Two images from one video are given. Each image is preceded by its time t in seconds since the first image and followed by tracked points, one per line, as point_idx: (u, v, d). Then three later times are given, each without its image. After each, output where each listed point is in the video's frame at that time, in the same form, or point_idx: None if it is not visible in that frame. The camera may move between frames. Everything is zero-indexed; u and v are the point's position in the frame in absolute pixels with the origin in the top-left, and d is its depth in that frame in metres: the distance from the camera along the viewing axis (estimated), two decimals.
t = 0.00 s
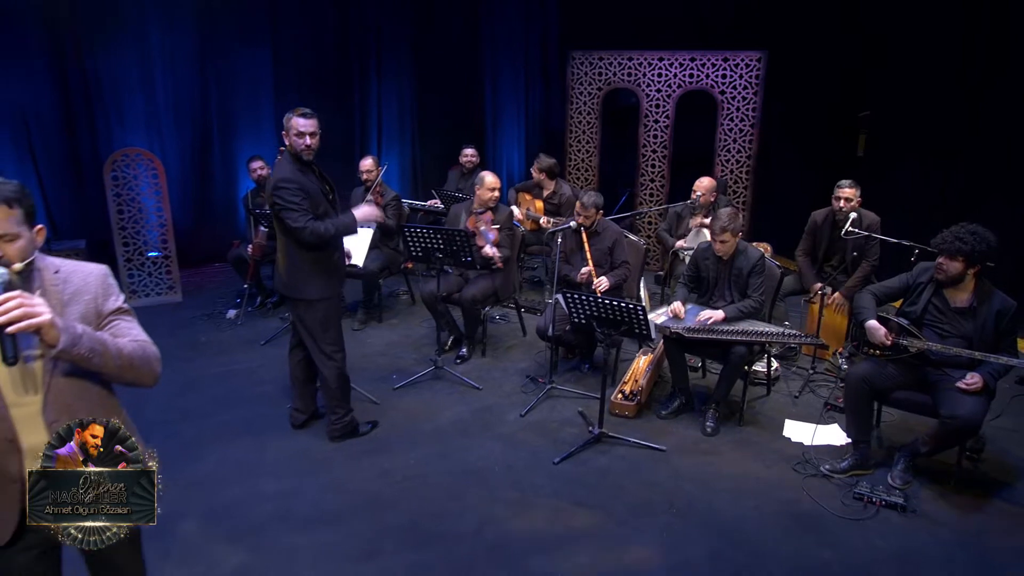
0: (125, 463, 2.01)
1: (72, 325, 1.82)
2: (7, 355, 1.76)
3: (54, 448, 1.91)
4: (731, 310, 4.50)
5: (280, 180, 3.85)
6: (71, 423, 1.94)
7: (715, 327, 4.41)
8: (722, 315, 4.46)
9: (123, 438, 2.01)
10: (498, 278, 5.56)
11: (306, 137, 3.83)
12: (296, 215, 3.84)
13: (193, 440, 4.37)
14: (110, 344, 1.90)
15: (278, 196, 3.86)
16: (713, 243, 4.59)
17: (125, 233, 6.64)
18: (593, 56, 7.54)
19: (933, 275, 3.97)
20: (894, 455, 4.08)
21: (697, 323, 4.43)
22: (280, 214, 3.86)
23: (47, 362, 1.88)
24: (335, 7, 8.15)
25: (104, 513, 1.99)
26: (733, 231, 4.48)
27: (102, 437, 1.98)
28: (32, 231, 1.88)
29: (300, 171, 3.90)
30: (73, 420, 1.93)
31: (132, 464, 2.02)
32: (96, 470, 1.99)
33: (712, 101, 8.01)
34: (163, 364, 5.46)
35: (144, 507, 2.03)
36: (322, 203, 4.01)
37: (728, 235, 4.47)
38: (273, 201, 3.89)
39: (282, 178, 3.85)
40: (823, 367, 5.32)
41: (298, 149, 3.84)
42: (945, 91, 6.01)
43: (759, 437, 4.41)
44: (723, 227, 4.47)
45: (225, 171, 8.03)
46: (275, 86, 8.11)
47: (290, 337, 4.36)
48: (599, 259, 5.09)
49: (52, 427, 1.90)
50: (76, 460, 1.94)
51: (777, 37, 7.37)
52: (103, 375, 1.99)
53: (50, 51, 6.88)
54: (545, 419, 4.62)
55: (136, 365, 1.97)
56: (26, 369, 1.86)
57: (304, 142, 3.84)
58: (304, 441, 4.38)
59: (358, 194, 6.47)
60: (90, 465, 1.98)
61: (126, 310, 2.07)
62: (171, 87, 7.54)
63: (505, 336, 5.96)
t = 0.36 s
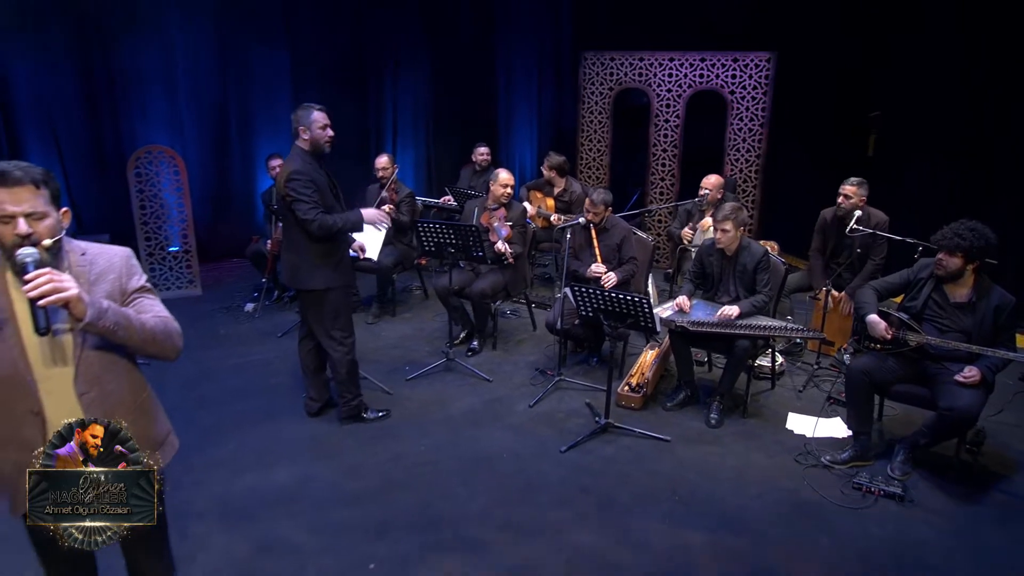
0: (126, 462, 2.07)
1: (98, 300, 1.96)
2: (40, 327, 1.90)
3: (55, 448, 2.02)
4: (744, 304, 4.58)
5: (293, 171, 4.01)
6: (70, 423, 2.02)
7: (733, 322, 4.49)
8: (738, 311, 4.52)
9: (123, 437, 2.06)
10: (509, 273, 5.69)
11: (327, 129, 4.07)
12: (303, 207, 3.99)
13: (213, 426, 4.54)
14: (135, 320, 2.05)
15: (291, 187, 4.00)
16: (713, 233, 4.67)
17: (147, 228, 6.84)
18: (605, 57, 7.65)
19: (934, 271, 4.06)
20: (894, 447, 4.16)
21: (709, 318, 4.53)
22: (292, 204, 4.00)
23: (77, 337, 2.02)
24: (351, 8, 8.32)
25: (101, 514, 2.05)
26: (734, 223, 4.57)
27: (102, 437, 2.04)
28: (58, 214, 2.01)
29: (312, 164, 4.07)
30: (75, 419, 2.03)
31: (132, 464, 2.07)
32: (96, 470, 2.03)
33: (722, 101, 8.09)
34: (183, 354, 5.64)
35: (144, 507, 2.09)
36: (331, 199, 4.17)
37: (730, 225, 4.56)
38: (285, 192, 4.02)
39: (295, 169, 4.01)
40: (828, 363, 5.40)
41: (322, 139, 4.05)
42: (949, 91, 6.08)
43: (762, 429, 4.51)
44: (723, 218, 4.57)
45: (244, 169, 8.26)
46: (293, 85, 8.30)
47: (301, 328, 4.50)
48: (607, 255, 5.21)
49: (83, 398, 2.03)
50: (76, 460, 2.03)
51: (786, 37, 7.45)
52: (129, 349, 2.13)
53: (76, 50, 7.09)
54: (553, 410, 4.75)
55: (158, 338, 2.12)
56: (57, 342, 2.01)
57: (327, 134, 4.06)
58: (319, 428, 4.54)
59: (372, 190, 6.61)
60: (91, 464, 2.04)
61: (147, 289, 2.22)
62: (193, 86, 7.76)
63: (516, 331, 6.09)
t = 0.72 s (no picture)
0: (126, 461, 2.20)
1: (129, 285, 2.09)
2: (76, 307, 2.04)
3: (55, 448, 2.17)
4: (751, 301, 4.65)
5: (322, 165, 4.19)
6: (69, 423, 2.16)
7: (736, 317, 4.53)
8: (743, 306, 4.60)
9: (123, 438, 2.18)
10: (521, 269, 5.82)
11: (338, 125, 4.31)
12: (337, 198, 4.18)
13: (232, 413, 4.70)
14: (161, 304, 2.18)
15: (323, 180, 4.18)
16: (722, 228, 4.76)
17: (168, 223, 7.03)
18: (617, 57, 7.76)
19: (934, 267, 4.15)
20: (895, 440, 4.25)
21: (713, 312, 4.61)
22: (322, 195, 4.17)
23: (108, 318, 2.17)
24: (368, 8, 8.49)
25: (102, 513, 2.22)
26: (743, 219, 4.66)
27: (102, 437, 2.17)
28: (94, 203, 2.17)
29: (333, 159, 4.29)
30: (75, 420, 2.16)
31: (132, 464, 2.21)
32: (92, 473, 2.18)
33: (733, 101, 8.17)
34: (203, 344, 5.81)
35: (144, 507, 2.24)
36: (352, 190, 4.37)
37: (741, 221, 4.64)
38: (315, 186, 4.18)
39: (323, 164, 4.19)
40: (833, 359, 5.48)
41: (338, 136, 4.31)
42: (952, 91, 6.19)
43: (766, 422, 4.61)
44: (732, 213, 4.66)
45: (262, 166, 8.47)
46: (310, 84, 8.49)
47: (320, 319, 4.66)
48: (615, 251, 5.33)
49: (111, 376, 2.18)
50: (75, 460, 2.18)
51: (794, 38, 7.50)
52: (155, 332, 2.26)
53: (102, 49, 7.31)
54: (561, 401, 4.87)
55: (183, 322, 2.25)
56: (90, 324, 2.15)
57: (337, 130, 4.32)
58: (335, 416, 4.69)
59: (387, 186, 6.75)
60: (91, 464, 2.17)
61: (173, 277, 2.35)
62: (213, 85, 7.98)
63: (526, 325, 6.22)
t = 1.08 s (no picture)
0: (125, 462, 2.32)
1: (165, 268, 2.25)
2: (118, 288, 2.21)
3: (56, 448, 2.31)
4: (756, 296, 4.75)
5: (361, 165, 4.37)
6: (71, 425, 2.30)
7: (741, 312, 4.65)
8: (748, 301, 4.70)
9: (124, 439, 2.29)
10: (531, 264, 5.95)
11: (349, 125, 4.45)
12: (372, 194, 4.38)
13: (250, 401, 4.87)
14: (194, 287, 2.34)
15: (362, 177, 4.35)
16: (725, 223, 4.87)
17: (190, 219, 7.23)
18: (628, 58, 7.87)
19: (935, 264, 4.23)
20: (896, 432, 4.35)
21: (719, 307, 4.71)
22: (360, 193, 4.35)
23: (145, 300, 2.32)
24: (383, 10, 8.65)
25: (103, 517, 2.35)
26: (748, 216, 4.76)
27: (102, 438, 2.28)
28: (133, 194, 2.33)
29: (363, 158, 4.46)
30: (74, 421, 2.26)
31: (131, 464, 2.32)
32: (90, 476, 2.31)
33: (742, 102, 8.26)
34: (223, 336, 5.99)
35: (143, 509, 2.37)
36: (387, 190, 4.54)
37: (743, 218, 4.74)
38: (354, 185, 4.34)
39: (361, 163, 4.37)
40: (838, 354, 5.56)
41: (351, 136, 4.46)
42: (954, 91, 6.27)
43: (769, 415, 4.70)
44: (736, 209, 4.76)
45: (280, 164, 8.67)
46: (327, 83, 8.67)
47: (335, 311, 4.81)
48: (624, 247, 5.45)
49: (148, 354, 2.33)
50: (75, 460, 2.31)
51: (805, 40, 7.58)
52: (187, 313, 2.42)
53: (126, 50, 7.52)
54: (569, 393, 4.99)
55: (213, 305, 2.41)
56: (128, 305, 2.31)
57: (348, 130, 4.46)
58: (350, 405, 4.84)
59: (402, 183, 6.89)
60: (91, 464, 2.31)
61: (203, 262, 2.51)
62: (232, 85, 8.18)
63: (537, 320, 6.35)
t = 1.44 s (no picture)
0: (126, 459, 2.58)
1: (192, 255, 2.41)
2: (150, 271, 2.37)
3: (60, 448, 2.66)
4: (759, 292, 4.87)
5: (405, 162, 4.55)
6: (71, 425, 2.66)
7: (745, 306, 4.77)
8: (752, 296, 4.81)
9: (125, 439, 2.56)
10: (543, 260, 6.08)
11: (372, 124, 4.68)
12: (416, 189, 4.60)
13: (267, 390, 5.04)
14: (219, 273, 2.50)
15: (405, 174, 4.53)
16: (729, 220, 5.00)
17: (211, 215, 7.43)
18: (641, 59, 7.98)
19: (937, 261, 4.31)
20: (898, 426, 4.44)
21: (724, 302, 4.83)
22: (406, 188, 4.54)
23: (174, 284, 2.48)
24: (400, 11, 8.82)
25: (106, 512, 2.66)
26: (751, 213, 4.87)
27: (103, 438, 2.57)
28: (163, 185, 2.49)
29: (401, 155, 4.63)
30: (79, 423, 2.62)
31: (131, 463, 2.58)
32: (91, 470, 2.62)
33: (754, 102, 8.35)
34: (243, 329, 6.17)
35: (143, 508, 2.62)
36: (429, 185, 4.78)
37: (748, 215, 4.86)
38: (401, 182, 4.53)
39: (404, 160, 4.54)
40: (844, 351, 5.65)
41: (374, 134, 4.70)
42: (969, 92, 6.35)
43: (774, 409, 4.80)
44: (740, 206, 4.88)
45: (299, 162, 8.86)
46: (344, 84, 8.86)
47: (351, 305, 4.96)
48: (633, 244, 5.57)
49: (177, 334, 2.49)
50: (78, 459, 2.66)
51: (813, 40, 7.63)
52: (212, 296, 2.58)
53: (150, 51, 7.75)
54: (577, 386, 5.11)
55: (237, 289, 2.56)
56: (158, 288, 2.47)
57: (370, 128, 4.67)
58: (364, 394, 5.00)
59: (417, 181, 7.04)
60: (90, 464, 2.62)
61: (227, 250, 2.67)
62: (252, 85, 8.39)
63: (548, 315, 6.48)
